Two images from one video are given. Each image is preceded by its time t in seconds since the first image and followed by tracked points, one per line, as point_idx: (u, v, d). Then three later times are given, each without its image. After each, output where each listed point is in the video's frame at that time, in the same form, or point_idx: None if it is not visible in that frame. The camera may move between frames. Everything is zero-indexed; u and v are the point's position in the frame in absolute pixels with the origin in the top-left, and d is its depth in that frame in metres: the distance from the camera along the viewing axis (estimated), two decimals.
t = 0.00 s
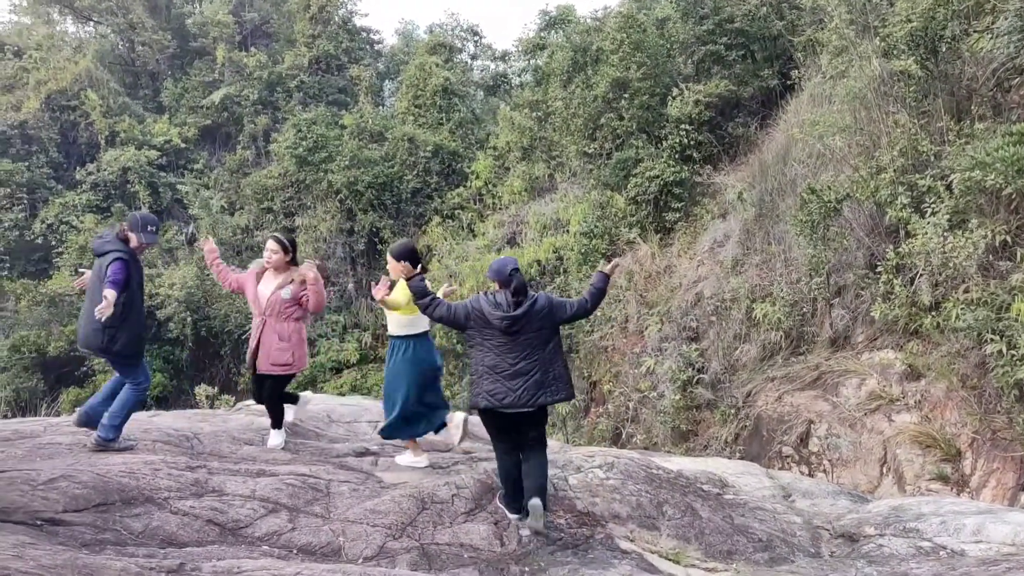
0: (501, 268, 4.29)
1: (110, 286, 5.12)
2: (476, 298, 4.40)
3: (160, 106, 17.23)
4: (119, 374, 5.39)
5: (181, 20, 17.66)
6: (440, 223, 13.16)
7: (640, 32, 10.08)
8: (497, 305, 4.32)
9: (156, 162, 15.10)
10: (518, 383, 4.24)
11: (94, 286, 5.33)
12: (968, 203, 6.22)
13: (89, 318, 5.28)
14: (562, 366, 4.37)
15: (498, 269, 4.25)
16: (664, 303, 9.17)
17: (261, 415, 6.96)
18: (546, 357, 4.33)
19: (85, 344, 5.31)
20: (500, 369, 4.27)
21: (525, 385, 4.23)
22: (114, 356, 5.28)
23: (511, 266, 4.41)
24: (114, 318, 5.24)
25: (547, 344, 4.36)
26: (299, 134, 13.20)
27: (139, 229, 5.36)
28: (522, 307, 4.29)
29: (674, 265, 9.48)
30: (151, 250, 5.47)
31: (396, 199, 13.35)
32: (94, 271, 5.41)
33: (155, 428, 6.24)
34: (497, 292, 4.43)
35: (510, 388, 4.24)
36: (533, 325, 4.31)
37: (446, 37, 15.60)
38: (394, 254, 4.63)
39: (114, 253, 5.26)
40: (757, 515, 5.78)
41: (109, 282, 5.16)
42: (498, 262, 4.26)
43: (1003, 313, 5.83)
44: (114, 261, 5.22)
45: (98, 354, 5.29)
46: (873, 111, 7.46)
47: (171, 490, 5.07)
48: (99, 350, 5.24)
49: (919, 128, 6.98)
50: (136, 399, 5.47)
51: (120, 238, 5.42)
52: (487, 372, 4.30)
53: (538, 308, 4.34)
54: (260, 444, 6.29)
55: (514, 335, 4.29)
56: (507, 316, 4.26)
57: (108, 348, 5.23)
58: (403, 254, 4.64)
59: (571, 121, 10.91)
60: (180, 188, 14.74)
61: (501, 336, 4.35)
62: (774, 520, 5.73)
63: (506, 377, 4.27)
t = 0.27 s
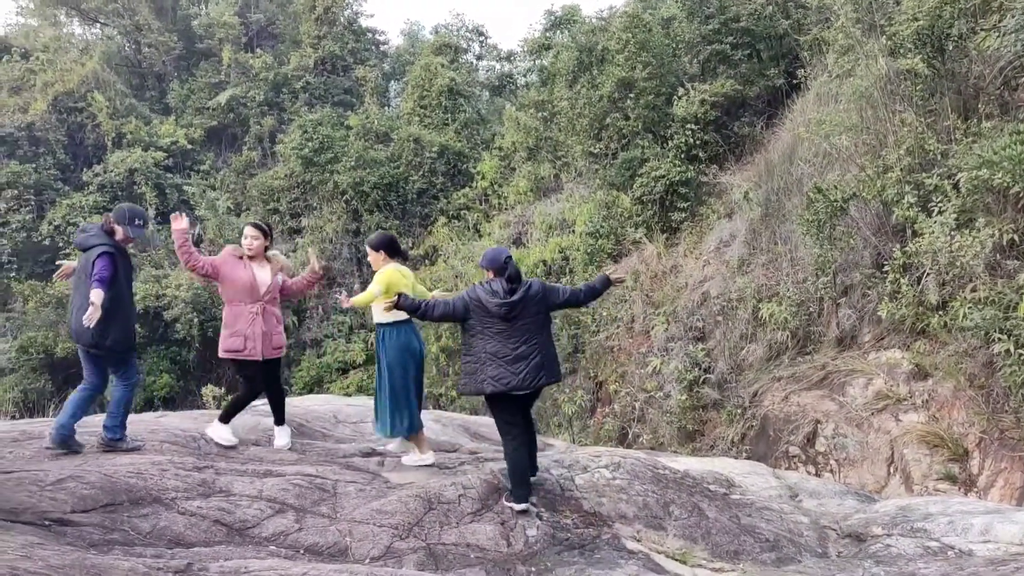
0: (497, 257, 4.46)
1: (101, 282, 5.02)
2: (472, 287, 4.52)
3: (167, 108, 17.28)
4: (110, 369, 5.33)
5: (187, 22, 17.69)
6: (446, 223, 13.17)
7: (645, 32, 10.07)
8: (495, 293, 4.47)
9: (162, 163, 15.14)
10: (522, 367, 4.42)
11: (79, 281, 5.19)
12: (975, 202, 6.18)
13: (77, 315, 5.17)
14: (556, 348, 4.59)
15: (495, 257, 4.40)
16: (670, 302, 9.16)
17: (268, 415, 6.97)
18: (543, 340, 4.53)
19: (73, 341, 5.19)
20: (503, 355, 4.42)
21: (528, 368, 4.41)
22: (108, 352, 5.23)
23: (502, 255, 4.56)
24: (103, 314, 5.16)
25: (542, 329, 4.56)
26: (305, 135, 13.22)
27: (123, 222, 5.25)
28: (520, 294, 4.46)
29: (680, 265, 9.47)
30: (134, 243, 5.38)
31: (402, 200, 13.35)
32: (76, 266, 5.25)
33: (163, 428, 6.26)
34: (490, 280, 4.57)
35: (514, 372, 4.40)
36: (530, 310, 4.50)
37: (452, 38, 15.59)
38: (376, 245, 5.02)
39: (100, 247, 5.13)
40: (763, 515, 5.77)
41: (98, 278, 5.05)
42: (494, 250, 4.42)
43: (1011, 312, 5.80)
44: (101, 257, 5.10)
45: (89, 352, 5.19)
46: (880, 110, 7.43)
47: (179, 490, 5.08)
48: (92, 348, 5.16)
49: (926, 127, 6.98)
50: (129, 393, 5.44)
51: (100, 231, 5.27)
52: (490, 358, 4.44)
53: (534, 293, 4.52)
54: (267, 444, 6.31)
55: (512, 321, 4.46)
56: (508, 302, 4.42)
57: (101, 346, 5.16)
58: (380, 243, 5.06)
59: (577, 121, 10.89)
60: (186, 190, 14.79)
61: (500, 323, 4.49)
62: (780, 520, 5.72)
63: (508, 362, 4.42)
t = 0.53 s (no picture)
0: (499, 253, 4.65)
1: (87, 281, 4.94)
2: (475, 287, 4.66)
3: (174, 110, 17.32)
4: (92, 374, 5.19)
5: (193, 24, 17.74)
6: (452, 225, 13.18)
7: (651, 33, 10.03)
8: (500, 289, 4.63)
9: (169, 165, 15.17)
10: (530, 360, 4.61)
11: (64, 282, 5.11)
12: (982, 203, 6.17)
13: (60, 317, 5.08)
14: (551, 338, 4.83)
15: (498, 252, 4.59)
16: (676, 304, 9.14)
17: (275, 417, 6.98)
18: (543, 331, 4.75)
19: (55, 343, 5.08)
20: (511, 350, 4.59)
21: (536, 359, 4.61)
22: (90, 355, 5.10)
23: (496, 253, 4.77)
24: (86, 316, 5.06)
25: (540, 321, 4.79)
26: (311, 137, 13.51)
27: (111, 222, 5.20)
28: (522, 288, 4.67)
29: (687, 266, 9.45)
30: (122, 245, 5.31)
31: (408, 201, 13.37)
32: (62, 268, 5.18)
33: (170, 430, 6.28)
34: (490, 277, 4.73)
35: (523, 365, 4.59)
36: (532, 303, 4.71)
37: (458, 39, 15.60)
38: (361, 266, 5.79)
39: (86, 247, 5.07)
40: (770, 516, 5.76)
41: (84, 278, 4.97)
42: (496, 247, 4.62)
43: (1019, 312, 5.75)
44: (87, 256, 5.03)
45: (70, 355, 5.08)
46: (886, 111, 7.41)
47: (185, 492, 5.09)
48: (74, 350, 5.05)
49: (933, 128, 6.97)
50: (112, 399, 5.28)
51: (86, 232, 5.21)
52: (499, 355, 4.58)
53: (532, 287, 4.75)
54: (273, 446, 6.31)
55: (516, 315, 4.64)
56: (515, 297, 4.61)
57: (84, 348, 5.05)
58: (361, 261, 5.86)
59: (583, 122, 10.88)
60: (193, 192, 14.80)
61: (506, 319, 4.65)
62: (787, 522, 5.71)
63: (517, 355, 4.59)
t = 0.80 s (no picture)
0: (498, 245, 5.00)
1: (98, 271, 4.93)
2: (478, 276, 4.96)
3: (186, 113, 17.38)
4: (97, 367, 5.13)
5: (206, 28, 17.81)
6: (463, 227, 13.21)
7: (662, 35, 10.02)
8: (503, 279, 4.98)
9: (182, 168, 15.22)
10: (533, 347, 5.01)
11: (66, 274, 5.08)
12: (996, 205, 6.11)
13: (66, 309, 5.03)
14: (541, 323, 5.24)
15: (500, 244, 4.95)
16: (687, 306, 9.11)
17: (286, 419, 6.99)
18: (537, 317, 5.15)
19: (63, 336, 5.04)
20: (516, 337, 4.96)
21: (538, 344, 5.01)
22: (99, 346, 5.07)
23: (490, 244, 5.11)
24: (94, 306, 5.04)
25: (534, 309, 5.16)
26: (323, 140, 13.49)
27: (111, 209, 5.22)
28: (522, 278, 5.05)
29: (699, 268, 9.43)
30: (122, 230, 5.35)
31: (418, 203, 13.41)
32: (62, 259, 5.15)
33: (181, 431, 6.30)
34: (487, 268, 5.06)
35: (528, 352, 4.97)
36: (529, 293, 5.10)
37: (469, 42, 15.61)
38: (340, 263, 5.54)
39: (90, 236, 5.07)
40: (781, 520, 5.74)
41: (93, 268, 4.97)
42: (496, 240, 4.96)
43: None
44: (93, 245, 5.04)
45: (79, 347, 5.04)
46: (899, 113, 7.38)
47: (198, 493, 5.10)
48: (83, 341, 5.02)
49: (946, 130, 6.95)
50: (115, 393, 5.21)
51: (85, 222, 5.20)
52: (505, 343, 4.93)
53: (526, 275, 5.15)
54: (285, 447, 6.32)
55: (518, 303, 5.01)
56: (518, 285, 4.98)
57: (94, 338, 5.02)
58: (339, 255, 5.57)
59: (594, 125, 10.87)
60: (205, 195, 14.84)
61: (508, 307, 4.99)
62: (798, 525, 5.68)
63: (523, 342, 4.98)
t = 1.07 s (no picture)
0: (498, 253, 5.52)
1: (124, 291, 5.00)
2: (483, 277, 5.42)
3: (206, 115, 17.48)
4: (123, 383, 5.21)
5: (226, 31, 17.90)
6: (480, 228, 13.25)
7: (681, 36, 9.98)
8: (506, 283, 5.47)
9: (202, 169, 15.29)
10: (524, 352, 5.52)
11: (88, 294, 5.12)
12: (1019, 206, 6.12)
13: (91, 330, 5.09)
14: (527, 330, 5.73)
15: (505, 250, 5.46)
16: (705, 307, 9.07)
17: (305, 419, 7.05)
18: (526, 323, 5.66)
19: (89, 356, 5.11)
20: (514, 341, 5.45)
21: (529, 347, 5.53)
22: (127, 364, 5.14)
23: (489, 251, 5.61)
24: (121, 325, 5.11)
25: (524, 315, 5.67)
26: (341, 141, 13.54)
27: (124, 223, 5.19)
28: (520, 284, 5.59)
29: (717, 270, 9.40)
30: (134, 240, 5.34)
31: (436, 204, 13.45)
32: (81, 278, 5.17)
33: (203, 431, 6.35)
34: (485, 273, 5.53)
35: (522, 355, 5.49)
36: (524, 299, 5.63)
37: (487, 43, 15.64)
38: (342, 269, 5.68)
39: (109, 254, 5.10)
40: (800, 523, 5.70)
41: (120, 287, 5.04)
42: (496, 247, 5.47)
43: None
44: (115, 263, 5.08)
45: (106, 366, 5.11)
46: (919, 113, 7.27)
47: (218, 493, 5.12)
48: (111, 361, 5.09)
49: (968, 130, 6.90)
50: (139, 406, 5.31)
51: (99, 239, 5.20)
52: (503, 344, 5.41)
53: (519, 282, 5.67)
54: (304, 447, 6.36)
55: (515, 308, 5.50)
56: (520, 290, 5.50)
57: (123, 357, 5.11)
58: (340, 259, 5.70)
59: (611, 126, 10.86)
60: (224, 196, 14.84)
61: (507, 309, 5.49)
62: (818, 528, 5.65)
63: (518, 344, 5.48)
